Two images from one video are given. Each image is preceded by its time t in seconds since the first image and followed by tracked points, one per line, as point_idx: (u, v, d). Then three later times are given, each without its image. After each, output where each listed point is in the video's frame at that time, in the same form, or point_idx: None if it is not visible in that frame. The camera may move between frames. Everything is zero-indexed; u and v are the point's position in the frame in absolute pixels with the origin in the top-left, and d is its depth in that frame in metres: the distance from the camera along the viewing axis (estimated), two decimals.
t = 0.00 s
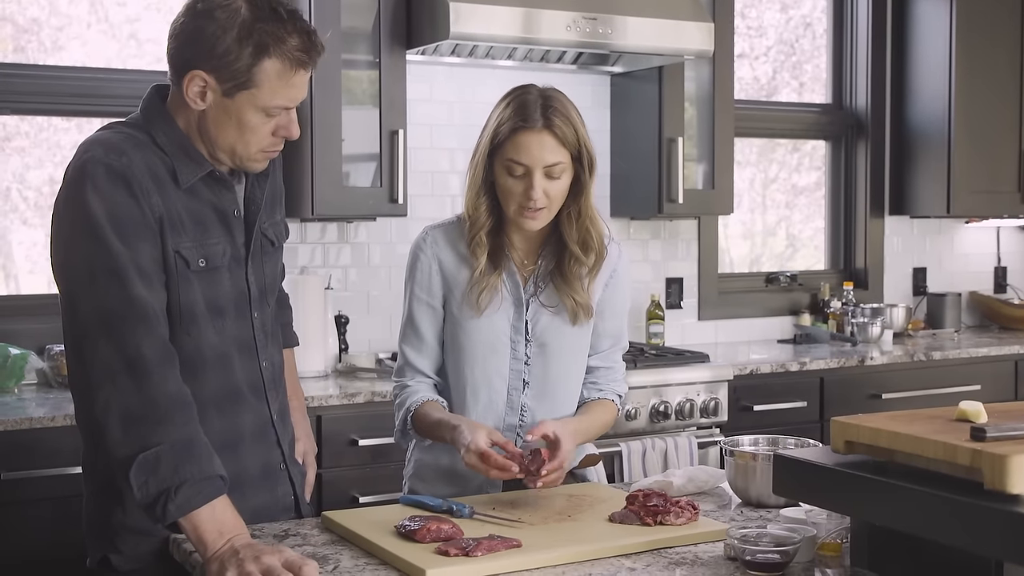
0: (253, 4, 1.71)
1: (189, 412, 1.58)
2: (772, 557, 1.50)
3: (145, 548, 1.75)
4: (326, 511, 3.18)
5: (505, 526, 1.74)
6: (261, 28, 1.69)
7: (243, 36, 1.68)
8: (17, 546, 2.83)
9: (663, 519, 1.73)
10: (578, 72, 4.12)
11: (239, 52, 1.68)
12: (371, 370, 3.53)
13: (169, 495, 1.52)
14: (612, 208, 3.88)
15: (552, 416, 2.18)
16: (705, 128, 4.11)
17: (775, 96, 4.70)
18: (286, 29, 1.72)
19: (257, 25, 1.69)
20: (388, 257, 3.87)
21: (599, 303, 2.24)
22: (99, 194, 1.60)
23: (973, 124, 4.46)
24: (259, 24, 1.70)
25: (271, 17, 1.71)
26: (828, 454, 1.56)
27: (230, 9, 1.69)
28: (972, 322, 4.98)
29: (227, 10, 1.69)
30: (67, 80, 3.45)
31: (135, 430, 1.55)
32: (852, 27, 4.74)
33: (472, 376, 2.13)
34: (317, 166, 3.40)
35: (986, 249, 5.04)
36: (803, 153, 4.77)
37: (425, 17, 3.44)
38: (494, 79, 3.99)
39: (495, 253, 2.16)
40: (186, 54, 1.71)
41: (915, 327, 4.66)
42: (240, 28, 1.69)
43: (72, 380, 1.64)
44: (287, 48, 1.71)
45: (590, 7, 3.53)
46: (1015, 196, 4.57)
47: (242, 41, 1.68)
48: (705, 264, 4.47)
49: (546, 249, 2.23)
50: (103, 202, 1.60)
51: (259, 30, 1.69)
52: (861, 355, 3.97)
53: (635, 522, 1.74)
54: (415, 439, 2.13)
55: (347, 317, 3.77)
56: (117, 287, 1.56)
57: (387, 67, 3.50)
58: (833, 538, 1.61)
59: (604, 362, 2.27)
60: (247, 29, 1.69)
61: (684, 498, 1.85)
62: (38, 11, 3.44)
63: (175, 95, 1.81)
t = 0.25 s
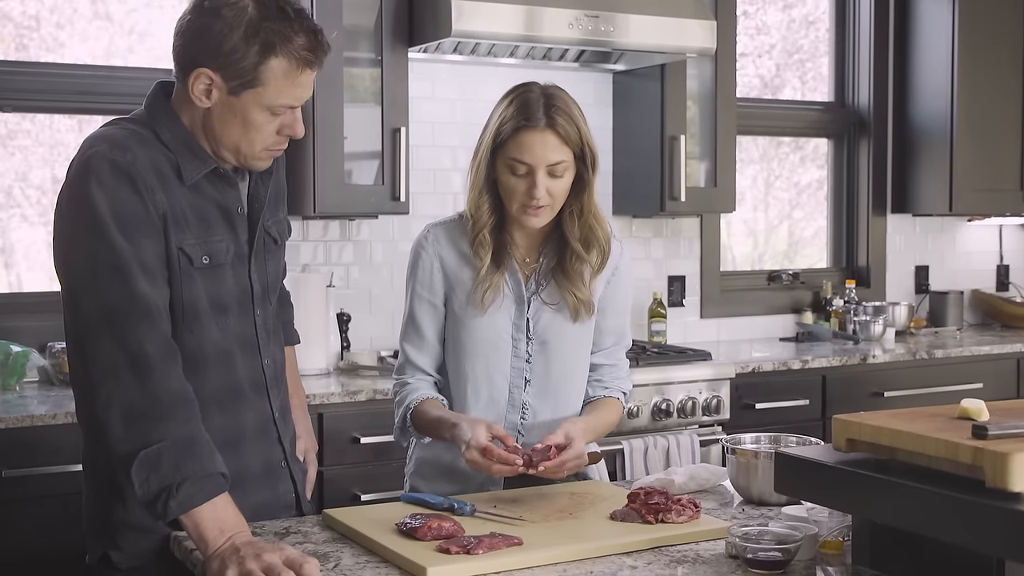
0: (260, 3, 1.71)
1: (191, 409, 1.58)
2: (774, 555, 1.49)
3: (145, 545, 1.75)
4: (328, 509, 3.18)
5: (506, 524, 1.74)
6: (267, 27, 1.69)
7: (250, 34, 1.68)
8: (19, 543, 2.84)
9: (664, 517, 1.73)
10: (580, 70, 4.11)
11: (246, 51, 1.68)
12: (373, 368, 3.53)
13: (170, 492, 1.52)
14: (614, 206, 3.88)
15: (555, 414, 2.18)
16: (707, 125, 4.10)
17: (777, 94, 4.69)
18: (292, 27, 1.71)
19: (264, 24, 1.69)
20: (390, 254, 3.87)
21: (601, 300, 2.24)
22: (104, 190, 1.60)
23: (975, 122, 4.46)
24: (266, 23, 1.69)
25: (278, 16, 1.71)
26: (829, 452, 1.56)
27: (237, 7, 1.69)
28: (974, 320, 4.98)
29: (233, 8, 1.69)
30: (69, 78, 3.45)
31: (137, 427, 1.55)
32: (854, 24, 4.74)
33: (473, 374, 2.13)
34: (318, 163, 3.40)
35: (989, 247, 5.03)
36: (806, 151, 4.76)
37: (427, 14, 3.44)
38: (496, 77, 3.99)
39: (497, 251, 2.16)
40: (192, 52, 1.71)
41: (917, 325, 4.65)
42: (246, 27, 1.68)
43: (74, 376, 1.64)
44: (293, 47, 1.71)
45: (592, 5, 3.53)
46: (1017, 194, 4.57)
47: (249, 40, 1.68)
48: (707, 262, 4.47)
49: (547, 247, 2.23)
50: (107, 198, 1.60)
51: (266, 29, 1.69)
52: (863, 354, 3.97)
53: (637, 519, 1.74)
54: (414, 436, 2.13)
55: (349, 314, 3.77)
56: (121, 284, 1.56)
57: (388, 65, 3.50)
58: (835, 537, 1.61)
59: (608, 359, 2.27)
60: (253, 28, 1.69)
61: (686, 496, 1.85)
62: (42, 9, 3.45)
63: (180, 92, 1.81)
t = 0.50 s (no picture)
0: (267, 2, 1.70)
1: (194, 408, 1.58)
2: (777, 554, 1.49)
3: (147, 544, 1.75)
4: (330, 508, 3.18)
5: (508, 524, 1.74)
6: (273, 27, 1.69)
7: (256, 34, 1.68)
8: (22, 542, 2.84)
9: (667, 516, 1.73)
10: (582, 68, 4.11)
11: (252, 51, 1.68)
12: (375, 367, 3.53)
13: (173, 491, 1.52)
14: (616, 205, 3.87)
15: (557, 413, 2.18)
16: (710, 124, 4.10)
17: (780, 92, 4.69)
18: (299, 27, 1.71)
19: (271, 24, 1.69)
20: (392, 253, 3.87)
21: (604, 300, 2.23)
22: (109, 188, 1.60)
23: (978, 120, 4.45)
24: (272, 22, 1.69)
25: (284, 16, 1.71)
26: (833, 451, 1.56)
27: (244, 6, 1.69)
28: (977, 319, 4.97)
29: (240, 7, 1.69)
30: (72, 77, 3.45)
31: (140, 426, 1.54)
32: (857, 22, 4.73)
33: (476, 373, 2.13)
34: (321, 162, 3.40)
35: (992, 246, 5.03)
36: (808, 150, 4.76)
37: (429, 13, 3.43)
38: (498, 75, 3.99)
39: (500, 250, 2.16)
40: (199, 51, 1.71)
41: (920, 324, 4.64)
42: (253, 26, 1.68)
43: (78, 374, 1.64)
44: (299, 47, 1.71)
45: (594, 3, 3.52)
46: (1020, 192, 4.56)
47: (255, 40, 1.68)
48: (710, 260, 4.46)
49: (550, 246, 2.22)
50: (112, 196, 1.60)
51: (272, 29, 1.69)
52: (866, 352, 3.96)
53: (640, 519, 1.74)
54: (414, 433, 2.13)
55: (351, 313, 3.77)
56: (125, 282, 1.56)
57: (390, 64, 3.49)
58: (838, 536, 1.60)
59: (612, 359, 2.27)
60: (260, 28, 1.68)
61: (689, 496, 1.85)
62: (45, 8, 3.44)
63: (185, 91, 1.81)
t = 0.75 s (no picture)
0: (270, 8, 1.71)
1: (196, 414, 1.57)
2: (779, 559, 1.49)
3: (149, 550, 1.75)
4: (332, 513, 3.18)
5: (510, 529, 1.74)
6: (277, 33, 1.69)
7: (260, 40, 1.68)
8: (24, 549, 2.84)
9: (669, 521, 1.73)
10: (583, 72, 4.11)
11: (255, 56, 1.68)
12: (376, 372, 3.52)
13: (174, 497, 1.52)
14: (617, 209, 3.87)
15: (559, 417, 2.18)
16: (711, 127, 4.10)
17: (781, 96, 4.69)
18: (302, 33, 1.71)
19: (274, 30, 1.69)
20: (394, 258, 3.87)
21: (608, 304, 2.24)
22: (111, 194, 1.60)
23: (979, 123, 4.45)
24: (275, 28, 1.69)
25: (287, 22, 1.71)
26: (835, 455, 1.56)
27: (247, 12, 1.69)
28: (978, 322, 4.97)
29: (243, 13, 1.69)
30: (73, 82, 3.45)
31: (141, 432, 1.54)
32: (858, 25, 4.73)
33: (478, 376, 2.13)
34: (322, 167, 3.40)
35: (993, 248, 5.02)
36: (809, 153, 4.76)
37: (429, 18, 3.44)
38: (498, 80, 3.99)
39: (501, 253, 2.16)
40: (202, 56, 1.71)
41: (922, 327, 4.64)
42: (256, 32, 1.68)
43: (80, 380, 1.64)
44: (303, 53, 1.71)
45: (594, 8, 3.53)
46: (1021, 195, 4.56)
47: (258, 46, 1.68)
48: (711, 264, 4.46)
49: (553, 250, 2.22)
50: (115, 202, 1.60)
51: (275, 35, 1.69)
52: (867, 355, 3.96)
53: (642, 524, 1.74)
54: (413, 435, 2.12)
55: (352, 318, 3.77)
56: (128, 288, 1.56)
57: (391, 69, 3.50)
58: (840, 541, 1.60)
59: (615, 363, 2.27)
60: (263, 34, 1.69)
61: (691, 500, 1.85)
62: (47, 14, 3.45)
63: (188, 96, 1.81)
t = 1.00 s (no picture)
0: (270, 15, 1.71)
1: (194, 420, 1.58)
2: (777, 563, 1.49)
3: (147, 556, 1.75)
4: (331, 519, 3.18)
5: (509, 534, 1.74)
6: (276, 39, 1.70)
7: (259, 47, 1.69)
8: (23, 555, 2.84)
9: (668, 525, 1.73)
10: (582, 78, 4.12)
11: (255, 63, 1.68)
12: (376, 378, 3.52)
13: (173, 503, 1.52)
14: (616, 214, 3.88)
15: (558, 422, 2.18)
16: (709, 132, 4.11)
17: (780, 101, 4.70)
18: (301, 40, 1.72)
19: (274, 37, 1.70)
20: (393, 264, 3.87)
21: (607, 309, 2.24)
22: (110, 201, 1.60)
23: (977, 127, 4.46)
24: (274, 35, 1.70)
25: (287, 29, 1.71)
26: (833, 459, 1.56)
27: (247, 19, 1.69)
28: (977, 326, 4.97)
29: (243, 20, 1.69)
30: (73, 89, 3.46)
31: (140, 438, 1.55)
32: (856, 30, 4.74)
33: (477, 381, 2.13)
34: (321, 173, 3.41)
35: (992, 252, 5.03)
36: (808, 158, 4.76)
37: (428, 24, 3.45)
38: (497, 86, 3.99)
39: (500, 259, 2.16)
40: (201, 63, 1.71)
41: (921, 331, 4.64)
42: (256, 39, 1.69)
43: (79, 385, 1.64)
44: (302, 60, 1.71)
45: (593, 13, 3.54)
46: (1020, 199, 4.56)
47: (258, 53, 1.69)
48: (710, 268, 4.46)
49: (552, 256, 2.22)
50: (114, 208, 1.60)
51: (275, 42, 1.69)
52: (867, 360, 3.96)
53: (640, 528, 1.74)
54: (413, 441, 2.13)
55: (352, 324, 3.78)
56: (127, 294, 1.57)
57: (390, 74, 3.50)
58: (839, 544, 1.59)
59: (614, 369, 2.27)
60: (262, 41, 1.69)
61: (689, 505, 1.85)
62: (47, 21, 3.46)
63: (188, 103, 1.82)
